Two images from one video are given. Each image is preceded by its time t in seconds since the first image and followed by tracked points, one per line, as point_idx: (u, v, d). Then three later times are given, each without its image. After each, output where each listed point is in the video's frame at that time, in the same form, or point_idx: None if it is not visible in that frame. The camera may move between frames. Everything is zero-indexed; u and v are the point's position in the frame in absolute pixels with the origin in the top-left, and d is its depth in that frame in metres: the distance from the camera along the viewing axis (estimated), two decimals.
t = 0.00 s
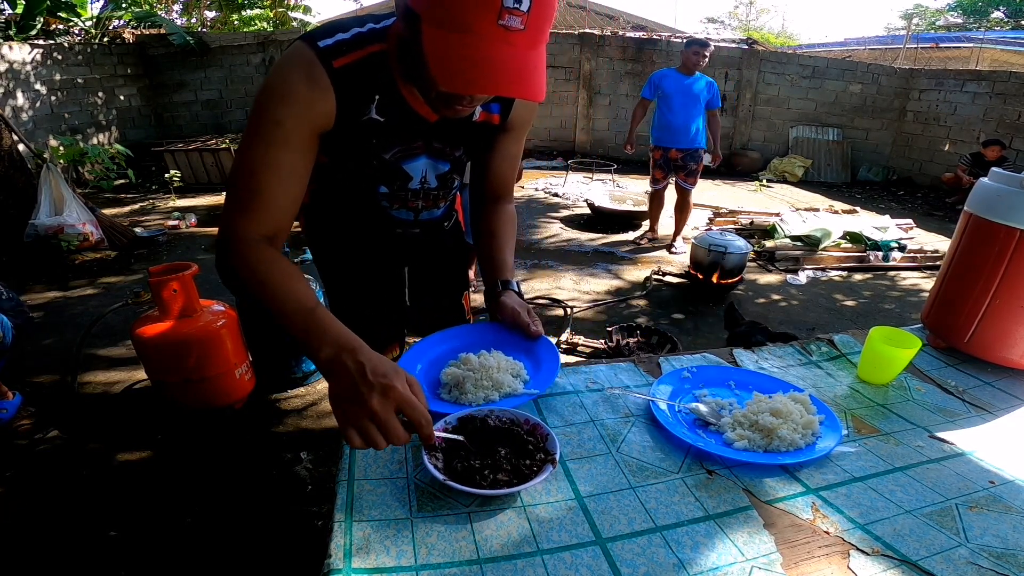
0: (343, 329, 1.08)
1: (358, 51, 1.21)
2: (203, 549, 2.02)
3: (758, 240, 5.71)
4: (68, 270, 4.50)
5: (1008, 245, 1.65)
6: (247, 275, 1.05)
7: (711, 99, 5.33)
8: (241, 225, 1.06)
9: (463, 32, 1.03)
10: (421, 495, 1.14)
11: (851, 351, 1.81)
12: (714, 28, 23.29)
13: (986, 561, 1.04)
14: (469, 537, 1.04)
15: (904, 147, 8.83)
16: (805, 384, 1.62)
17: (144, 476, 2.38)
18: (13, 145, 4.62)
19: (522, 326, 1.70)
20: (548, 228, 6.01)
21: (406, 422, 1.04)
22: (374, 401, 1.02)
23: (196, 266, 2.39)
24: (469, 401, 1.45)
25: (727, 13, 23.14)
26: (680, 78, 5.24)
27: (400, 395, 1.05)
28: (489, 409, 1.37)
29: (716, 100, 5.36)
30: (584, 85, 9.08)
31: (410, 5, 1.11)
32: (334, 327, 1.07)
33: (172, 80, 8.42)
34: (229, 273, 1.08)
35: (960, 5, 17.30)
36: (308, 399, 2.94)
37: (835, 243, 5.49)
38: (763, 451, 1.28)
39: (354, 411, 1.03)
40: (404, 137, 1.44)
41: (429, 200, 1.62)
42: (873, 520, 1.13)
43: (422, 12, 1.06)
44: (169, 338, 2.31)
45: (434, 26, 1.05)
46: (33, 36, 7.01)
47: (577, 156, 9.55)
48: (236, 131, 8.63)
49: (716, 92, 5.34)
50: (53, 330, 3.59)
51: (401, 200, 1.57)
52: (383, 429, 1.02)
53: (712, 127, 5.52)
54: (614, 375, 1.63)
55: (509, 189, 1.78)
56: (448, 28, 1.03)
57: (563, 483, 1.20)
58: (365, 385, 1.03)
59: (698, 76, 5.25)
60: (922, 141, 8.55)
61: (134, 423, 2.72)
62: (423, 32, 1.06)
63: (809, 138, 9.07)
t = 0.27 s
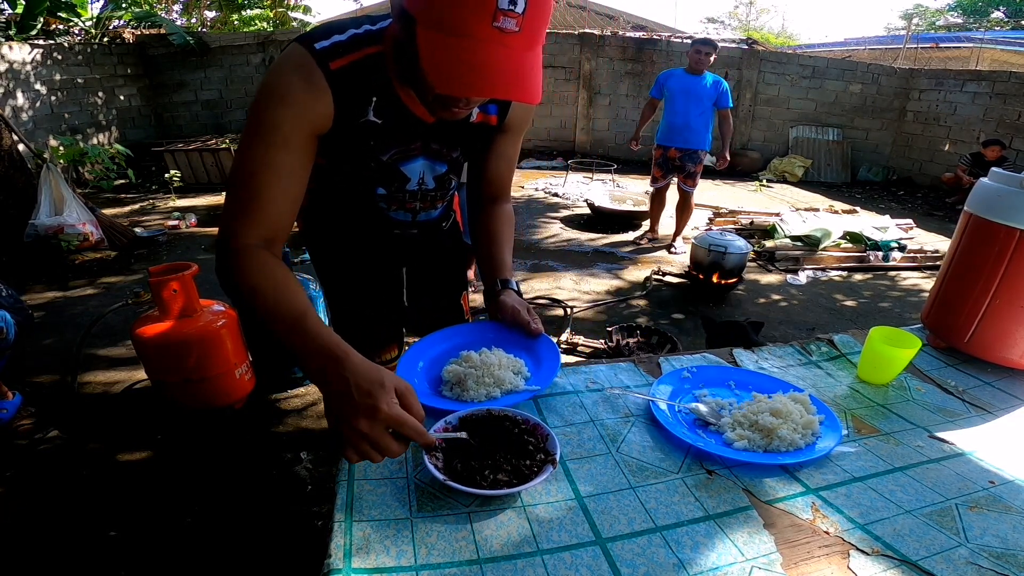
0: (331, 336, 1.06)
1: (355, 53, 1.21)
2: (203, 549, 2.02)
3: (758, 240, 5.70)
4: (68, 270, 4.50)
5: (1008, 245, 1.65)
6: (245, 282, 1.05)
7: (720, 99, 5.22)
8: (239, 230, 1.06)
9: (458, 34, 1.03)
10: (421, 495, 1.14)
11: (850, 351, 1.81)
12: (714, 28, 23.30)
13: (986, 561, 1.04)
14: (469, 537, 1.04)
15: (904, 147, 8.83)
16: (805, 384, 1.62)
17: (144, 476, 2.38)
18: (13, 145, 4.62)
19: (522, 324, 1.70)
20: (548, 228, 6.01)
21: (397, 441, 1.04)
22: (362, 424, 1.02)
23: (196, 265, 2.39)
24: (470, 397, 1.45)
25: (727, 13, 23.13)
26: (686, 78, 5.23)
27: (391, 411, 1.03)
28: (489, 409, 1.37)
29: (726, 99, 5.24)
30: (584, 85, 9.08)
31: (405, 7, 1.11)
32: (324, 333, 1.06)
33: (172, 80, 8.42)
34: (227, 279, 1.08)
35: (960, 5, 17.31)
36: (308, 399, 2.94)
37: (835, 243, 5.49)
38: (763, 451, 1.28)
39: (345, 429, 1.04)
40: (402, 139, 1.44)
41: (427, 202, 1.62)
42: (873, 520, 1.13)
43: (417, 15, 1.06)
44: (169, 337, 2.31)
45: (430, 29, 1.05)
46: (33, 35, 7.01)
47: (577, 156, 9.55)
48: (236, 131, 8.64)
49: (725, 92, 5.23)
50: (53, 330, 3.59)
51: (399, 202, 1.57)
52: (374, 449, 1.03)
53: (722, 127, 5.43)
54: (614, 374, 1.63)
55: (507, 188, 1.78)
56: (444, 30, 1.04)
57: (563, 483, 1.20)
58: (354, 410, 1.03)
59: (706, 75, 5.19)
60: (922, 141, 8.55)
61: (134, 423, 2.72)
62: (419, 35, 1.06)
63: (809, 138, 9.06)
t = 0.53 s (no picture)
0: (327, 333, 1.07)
1: (353, 53, 1.21)
2: (203, 549, 2.02)
3: (758, 240, 5.70)
4: (68, 270, 4.50)
5: (1008, 245, 1.65)
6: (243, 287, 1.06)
7: (725, 101, 5.21)
8: (233, 230, 1.06)
9: (457, 38, 1.03)
10: (421, 495, 1.14)
11: (850, 351, 1.81)
12: (714, 28, 23.30)
13: (986, 561, 1.04)
14: (469, 537, 1.04)
15: (904, 147, 8.83)
16: (805, 384, 1.61)
17: (144, 476, 2.38)
18: (13, 145, 4.63)
19: (523, 323, 1.70)
20: (549, 228, 6.01)
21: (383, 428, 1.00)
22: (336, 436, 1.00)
23: (196, 265, 2.39)
24: (471, 394, 1.46)
25: (727, 13, 23.14)
26: (693, 78, 5.24)
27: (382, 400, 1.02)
28: (490, 409, 1.37)
29: (731, 101, 5.22)
30: (584, 85, 9.08)
31: (405, 10, 1.11)
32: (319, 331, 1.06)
33: (172, 80, 8.42)
34: (221, 280, 1.09)
35: (960, 5, 17.30)
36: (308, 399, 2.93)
37: (835, 243, 5.49)
38: (763, 451, 1.28)
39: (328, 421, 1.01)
40: (401, 139, 1.44)
41: (426, 203, 1.62)
42: (873, 520, 1.13)
43: (417, 17, 1.06)
44: (169, 337, 2.31)
45: (430, 33, 1.05)
46: (33, 36, 7.01)
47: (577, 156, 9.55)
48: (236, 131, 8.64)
49: (731, 93, 5.20)
50: (53, 330, 3.59)
51: (398, 202, 1.57)
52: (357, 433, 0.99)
53: (726, 129, 5.39)
54: (614, 374, 1.63)
55: (507, 189, 1.78)
56: (443, 34, 1.04)
57: (563, 483, 1.20)
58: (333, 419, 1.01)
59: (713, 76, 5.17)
60: (922, 141, 8.55)
61: (134, 424, 2.72)
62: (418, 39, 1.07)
63: (809, 138, 9.06)
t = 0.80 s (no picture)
0: (338, 324, 1.09)
1: (352, 53, 1.21)
2: (203, 549, 2.02)
3: (758, 240, 5.70)
4: (68, 270, 4.50)
5: (1008, 245, 1.65)
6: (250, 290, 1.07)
7: (729, 103, 5.18)
8: (236, 229, 1.06)
9: (458, 39, 1.03)
10: (421, 495, 1.14)
11: (850, 351, 1.81)
12: (714, 28, 23.31)
13: (986, 561, 1.04)
14: (469, 537, 1.04)
15: (904, 147, 8.83)
16: (805, 384, 1.62)
17: (144, 476, 2.38)
18: (13, 145, 4.63)
19: (527, 322, 1.70)
20: (549, 228, 6.01)
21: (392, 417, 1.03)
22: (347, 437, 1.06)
23: (196, 266, 2.39)
24: (474, 393, 1.46)
25: (727, 13, 23.14)
26: (697, 80, 5.22)
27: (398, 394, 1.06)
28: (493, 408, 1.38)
29: (736, 104, 5.19)
30: (584, 85, 9.08)
31: (404, 11, 1.11)
32: (331, 323, 1.08)
33: (172, 80, 8.43)
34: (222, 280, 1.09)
35: (960, 5, 17.30)
36: (308, 399, 2.94)
37: (835, 243, 5.49)
38: (762, 451, 1.28)
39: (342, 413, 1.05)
40: (401, 139, 1.43)
41: (427, 203, 1.62)
42: (873, 520, 1.13)
43: (417, 18, 1.06)
44: (169, 337, 2.31)
45: (430, 33, 1.05)
46: (33, 36, 7.01)
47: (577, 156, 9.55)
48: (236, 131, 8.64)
49: (735, 96, 5.17)
50: (53, 330, 3.59)
51: (398, 203, 1.57)
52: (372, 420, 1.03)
53: (730, 131, 5.37)
54: (614, 374, 1.63)
55: (508, 189, 1.78)
56: (443, 34, 1.04)
57: (563, 482, 1.20)
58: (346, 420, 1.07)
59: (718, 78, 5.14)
60: (922, 141, 8.55)
61: (134, 424, 2.71)
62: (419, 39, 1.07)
63: (809, 138, 9.06)
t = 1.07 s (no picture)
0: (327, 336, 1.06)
1: (354, 54, 1.21)
2: (203, 550, 2.02)
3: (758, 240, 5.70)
4: (68, 270, 4.50)
5: (1008, 245, 1.65)
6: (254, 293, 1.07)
7: (730, 105, 5.18)
8: (240, 230, 1.07)
9: (458, 39, 1.03)
10: (421, 495, 1.14)
11: (850, 351, 1.81)
12: (714, 28, 23.32)
13: (986, 561, 1.04)
14: (469, 537, 1.04)
15: (904, 147, 8.83)
16: (805, 384, 1.62)
17: (144, 476, 2.38)
18: (13, 145, 4.63)
19: (531, 318, 1.70)
20: (549, 228, 6.01)
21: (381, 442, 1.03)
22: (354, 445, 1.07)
23: (196, 266, 2.39)
24: (483, 387, 1.47)
25: (727, 13, 23.13)
26: (698, 80, 5.21)
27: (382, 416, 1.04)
28: (499, 408, 1.38)
29: (737, 105, 5.19)
30: (584, 85, 9.08)
31: (405, 10, 1.11)
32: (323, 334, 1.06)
33: (172, 80, 8.43)
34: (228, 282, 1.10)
35: (960, 5, 17.29)
36: (308, 399, 2.94)
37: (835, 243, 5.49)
38: (763, 451, 1.28)
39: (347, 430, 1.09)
40: (402, 140, 1.43)
41: (428, 203, 1.62)
42: (873, 520, 1.13)
43: (418, 18, 1.06)
44: (169, 337, 2.31)
45: (431, 34, 1.05)
46: (33, 36, 7.01)
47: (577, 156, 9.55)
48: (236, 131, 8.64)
49: (737, 97, 5.16)
50: (53, 330, 3.59)
51: (399, 203, 1.57)
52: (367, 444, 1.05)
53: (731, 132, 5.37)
54: (614, 374, 1.63)
55: (509, 188, 1.78)
56: (444, 35, 1.04)
57: (563, 483, 1.20)
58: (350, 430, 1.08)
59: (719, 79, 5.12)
60: (922, 141, 8.55)
61: (134, 424, 2.71)
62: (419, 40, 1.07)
63: (809, 138, 9.07)
